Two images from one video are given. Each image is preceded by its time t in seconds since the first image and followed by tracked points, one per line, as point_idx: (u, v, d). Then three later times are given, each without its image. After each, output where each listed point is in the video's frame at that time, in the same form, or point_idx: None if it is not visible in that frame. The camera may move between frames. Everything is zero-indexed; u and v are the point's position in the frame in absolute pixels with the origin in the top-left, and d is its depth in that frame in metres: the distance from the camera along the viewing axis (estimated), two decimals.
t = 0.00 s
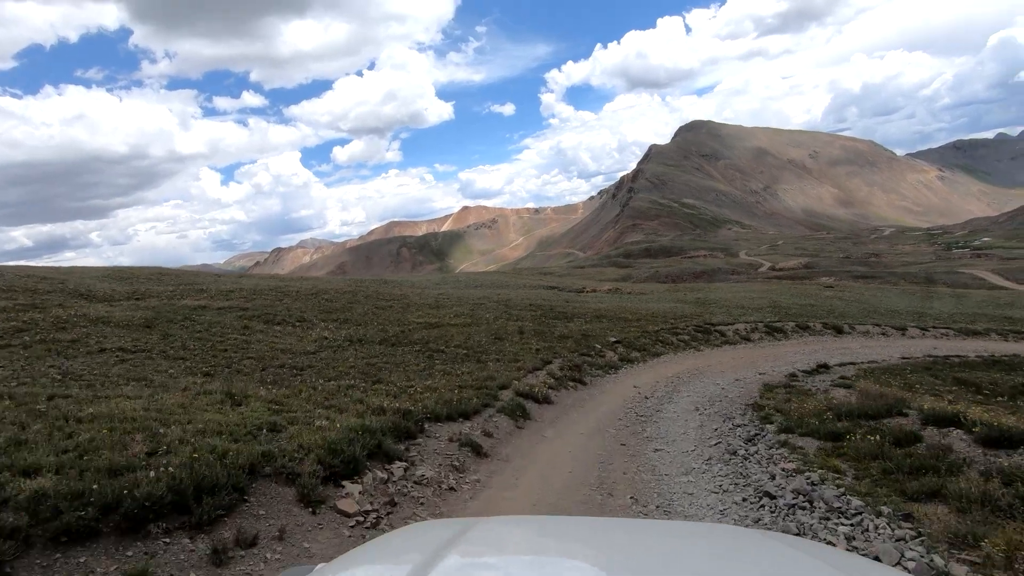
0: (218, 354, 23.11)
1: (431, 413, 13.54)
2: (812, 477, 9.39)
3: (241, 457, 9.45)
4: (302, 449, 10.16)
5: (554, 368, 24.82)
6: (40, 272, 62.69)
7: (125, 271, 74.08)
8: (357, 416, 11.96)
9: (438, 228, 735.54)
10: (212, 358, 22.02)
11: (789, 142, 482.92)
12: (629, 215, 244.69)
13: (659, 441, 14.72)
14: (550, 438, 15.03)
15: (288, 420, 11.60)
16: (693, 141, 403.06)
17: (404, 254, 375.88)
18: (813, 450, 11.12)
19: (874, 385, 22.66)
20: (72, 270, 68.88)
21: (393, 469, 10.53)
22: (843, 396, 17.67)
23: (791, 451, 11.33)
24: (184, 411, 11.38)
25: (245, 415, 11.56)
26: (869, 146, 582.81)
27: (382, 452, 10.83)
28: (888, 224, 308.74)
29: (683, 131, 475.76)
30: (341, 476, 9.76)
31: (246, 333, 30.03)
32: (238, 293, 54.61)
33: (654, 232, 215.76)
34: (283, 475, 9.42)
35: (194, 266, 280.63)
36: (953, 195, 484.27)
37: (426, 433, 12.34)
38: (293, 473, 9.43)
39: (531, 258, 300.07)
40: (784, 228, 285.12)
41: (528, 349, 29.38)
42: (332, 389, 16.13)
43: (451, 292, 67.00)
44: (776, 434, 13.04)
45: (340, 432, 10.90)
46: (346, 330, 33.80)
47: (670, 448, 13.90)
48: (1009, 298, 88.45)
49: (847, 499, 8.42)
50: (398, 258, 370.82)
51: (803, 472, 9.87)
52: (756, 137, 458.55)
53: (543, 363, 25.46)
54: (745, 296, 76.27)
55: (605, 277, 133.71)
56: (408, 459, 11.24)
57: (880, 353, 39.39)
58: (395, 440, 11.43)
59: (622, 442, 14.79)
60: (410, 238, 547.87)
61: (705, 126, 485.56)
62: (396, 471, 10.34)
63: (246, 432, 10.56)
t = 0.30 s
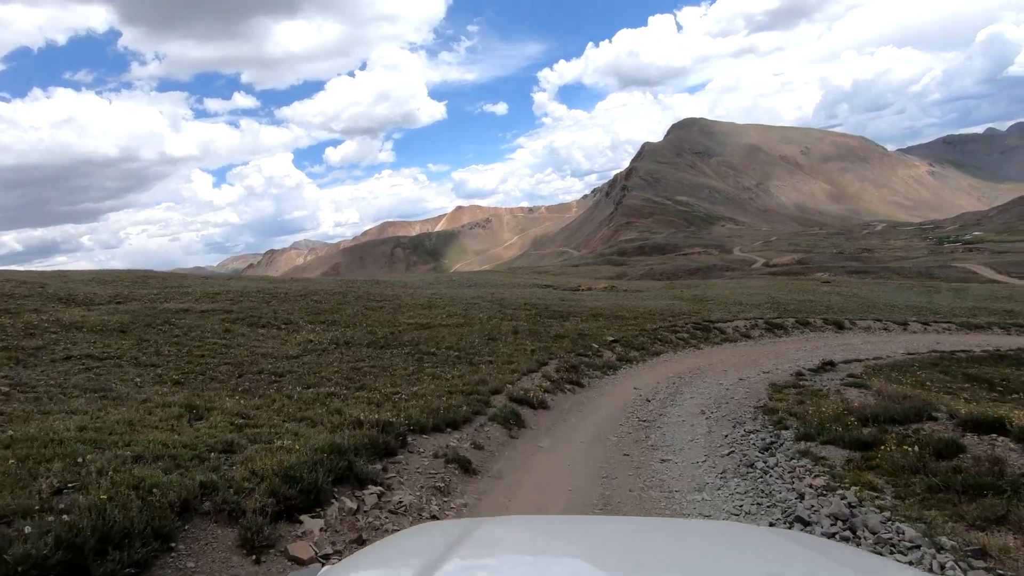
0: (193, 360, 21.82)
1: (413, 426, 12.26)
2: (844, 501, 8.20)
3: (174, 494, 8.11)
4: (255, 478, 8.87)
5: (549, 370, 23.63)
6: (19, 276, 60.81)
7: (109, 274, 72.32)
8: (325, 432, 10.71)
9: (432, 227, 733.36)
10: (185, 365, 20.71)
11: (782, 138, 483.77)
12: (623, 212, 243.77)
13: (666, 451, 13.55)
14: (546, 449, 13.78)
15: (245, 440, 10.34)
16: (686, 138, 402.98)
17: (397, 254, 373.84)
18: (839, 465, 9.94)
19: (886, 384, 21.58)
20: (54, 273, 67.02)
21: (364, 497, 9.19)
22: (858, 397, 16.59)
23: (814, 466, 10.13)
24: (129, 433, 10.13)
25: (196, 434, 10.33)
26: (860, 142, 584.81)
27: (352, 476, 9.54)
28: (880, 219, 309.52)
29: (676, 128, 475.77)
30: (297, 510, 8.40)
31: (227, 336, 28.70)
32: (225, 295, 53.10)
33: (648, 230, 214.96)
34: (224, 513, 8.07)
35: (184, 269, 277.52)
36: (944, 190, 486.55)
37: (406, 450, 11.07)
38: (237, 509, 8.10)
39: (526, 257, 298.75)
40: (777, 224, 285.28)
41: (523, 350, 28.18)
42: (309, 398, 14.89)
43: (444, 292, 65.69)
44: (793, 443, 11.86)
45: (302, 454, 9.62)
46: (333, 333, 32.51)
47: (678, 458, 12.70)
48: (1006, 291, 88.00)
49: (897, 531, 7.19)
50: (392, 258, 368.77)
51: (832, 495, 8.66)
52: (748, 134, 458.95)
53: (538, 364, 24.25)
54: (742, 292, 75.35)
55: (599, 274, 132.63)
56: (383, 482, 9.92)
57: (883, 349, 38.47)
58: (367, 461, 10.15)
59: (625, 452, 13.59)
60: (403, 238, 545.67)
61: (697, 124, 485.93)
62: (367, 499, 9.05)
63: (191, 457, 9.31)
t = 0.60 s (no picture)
0: (164, 366, 20.41)
1: (391, 441, 10.91)
2: (895, 536, 6.83)
3: (70, 545, 6.09)
4: (186, 517, 7.07)
5: (543, 372, 22.44)
6: None
7: (92, 277, 70.48)
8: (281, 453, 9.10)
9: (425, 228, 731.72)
10: (154, 371, 19.30)
11: (774, 136, 484.98)
12: (617, 211, 243.01)
13: (672, 463, 12.33)
14: (540, 463, 12.52)
15: (187, 466, 8.79)
16: (679, 137, 402.97)
17: (391, 255, 371.76)
18: (873, 483, 8.73)
19: (898, 384, 20.48)
20: (33, 276, 65.15)
21: (322, 535, 7.54)
22: (877, 401, 15.45)
23: (848, 488, 8.77)
24: (49, 458, 8.60)
25: (122, 461, 8.67)
26: (852, 140, 587.32)
27: (309, 509, 7.90)
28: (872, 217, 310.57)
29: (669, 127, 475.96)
30: (231, 558, 6.57)
31: (204, 339, 27.27)
32: (209, 297, 51.56)
33: (642, 229, 214.29)
34: (131, 569, 6.08)
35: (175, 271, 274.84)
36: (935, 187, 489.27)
37: (381, 470, 9.71)
38: (147, 564, 6.17)
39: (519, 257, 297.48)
40: (770, 222, 285.58)
41: (516, 351, 26.95)
42: (280, 408, 13.54)
43: (436, 292, 64.43)
44: (815, 456, 10.60)
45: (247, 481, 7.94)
46: (318, 335, 31.14)
47: (686, 472, 11.47)
48: (1000, 287, 87.68)
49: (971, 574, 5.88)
50: (386, 259, 366.78)
51: (885, 528, 7.19)
52: (741, 133, 459.77)
53: (532, 367, 23.01)
54: (738, 290, 74.50)
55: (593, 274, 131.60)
56: (349, 513, 8.38)
57: (886, 346, 37.56)
58: (328, 487, 8.63)
59: (626, 465, 12.39)
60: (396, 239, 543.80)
61: (690, 123, 486.07)
62: (326, 532, 7.49)
63: (108, 490, 7.59)
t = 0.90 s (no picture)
0: (128, 373, 18.95)
1: (358, 462, 9.48)
2: None
3: None
4: None
5: (536, 375, 21.16)
6: None
7: (72, 280, 68.34)
8: (213, 489, 7.37)
9: (418, 228, 729.15)
10: (115, 379, 17.83)
11: (765, 134, 486.10)
12: (610, 210, 242.12)
13: (678, 477, 11.08)
14: (532, 480, 11.21)
15: (104, 501, 7.32)
16: (671, 135, 403.00)
17: (383, 256, 369.42)
18: (918, 507, 7.53)
19: (910, 384, 19.37)
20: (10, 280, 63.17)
21: None
22: (896, 404, 14.27)
23: (898, 515, 7.38)
24: None
25: (19, 500, 7.14)
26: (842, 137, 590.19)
27: (241, 556, 6.17)
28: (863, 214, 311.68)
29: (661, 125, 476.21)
30: None
31: (177, 344, 25.77)
32: (191, 299, 49.97)
33: (635, 228, 213.54)
34: None
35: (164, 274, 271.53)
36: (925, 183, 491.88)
37: (345, 496, 8.30)
38: None
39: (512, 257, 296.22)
40: (763, 219, 285.85)
41: (508, 352, 25.68)
42: (241, 421, 12.13)
43: (427, 292, 63.07)
44: (844, 471, 9.33)
45: (158, 531, 6.14)
46: (300, 338, 29.70)
47: (695, 490, 10.21)
48: (995, 282, 87.24)
49: None
50: (378, 260, 364.30)
51: (951, 569, 5.90)
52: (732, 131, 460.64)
53: (523, 369, 21.73)
54: (733, 287, 73.59)
55: (586, 273, 130.50)
56: (297, 557, 6.74)
57: (888, 343, 36.60)
58: (273, 526, 7.06)
59: (628, 480, 11.14)
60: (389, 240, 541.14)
61: (682, 121, 486.73)
62: None
63: None
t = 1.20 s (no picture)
0: (86, 380, 17.47)
1: (319, 488, 8.19)
2: None
3: None
4: None
5: (529, 378, 19.90)
6: None
7: (47, 281, 65.97)
8: (125, 536, 6.05)
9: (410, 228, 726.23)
10: (70, 388, 16.38)
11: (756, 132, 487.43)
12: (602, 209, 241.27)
13: (689, 497, 9.85)
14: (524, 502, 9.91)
15: None
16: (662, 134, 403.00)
17: (375, 256, 366.60)
18: (981, 540, 6.39)
19: (925, 385, 18.26)
20: None
21: None
22: (922, 409, 13.09)
23: (958, 552, 6.23)
24: None
25: None
26: (830, 135, 594.56)
27: None
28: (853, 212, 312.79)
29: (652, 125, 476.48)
30: None
31: (147, 348, 24.22)
32: (173, 300, 48.28)
33: (627, 227, 212.75)
34: None
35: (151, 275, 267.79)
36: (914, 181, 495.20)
37: (299, 534, 7.03)
38: None
39: (505, 257, 294.79)
40: (754, 218, 286.15)
41: (499, 354, 24.40)
42: (196, 436, 10.78)
43: (418, 292, 61.60)
44: (883, 492, 8.15)
45: None
46: (281, 340, 28.26)
47: (710, 512, 8.99)
48: (988, 278, 86.84)
49: None
50: (369, 260, 361.47)
51: None
52: (723, 130, 461.50)
53: (516, 372, 20.43)
54: (729, 284, 72.52)
55: (579, 272, 129.26)
56: None
57: (890, 340, 35.60)
58: None
59: (634, 500, 9.90)
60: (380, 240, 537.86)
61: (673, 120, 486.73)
62: None
63: None
